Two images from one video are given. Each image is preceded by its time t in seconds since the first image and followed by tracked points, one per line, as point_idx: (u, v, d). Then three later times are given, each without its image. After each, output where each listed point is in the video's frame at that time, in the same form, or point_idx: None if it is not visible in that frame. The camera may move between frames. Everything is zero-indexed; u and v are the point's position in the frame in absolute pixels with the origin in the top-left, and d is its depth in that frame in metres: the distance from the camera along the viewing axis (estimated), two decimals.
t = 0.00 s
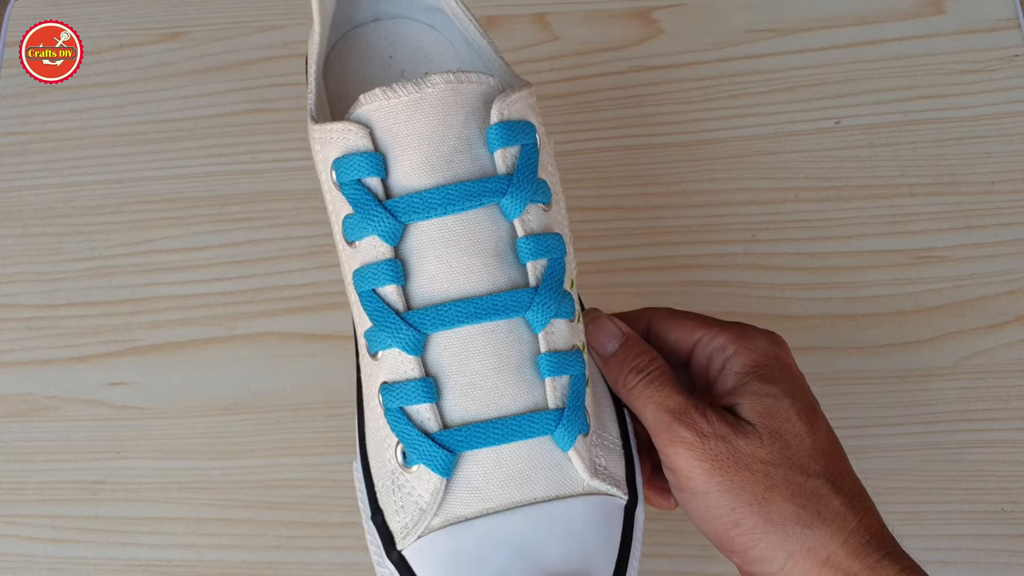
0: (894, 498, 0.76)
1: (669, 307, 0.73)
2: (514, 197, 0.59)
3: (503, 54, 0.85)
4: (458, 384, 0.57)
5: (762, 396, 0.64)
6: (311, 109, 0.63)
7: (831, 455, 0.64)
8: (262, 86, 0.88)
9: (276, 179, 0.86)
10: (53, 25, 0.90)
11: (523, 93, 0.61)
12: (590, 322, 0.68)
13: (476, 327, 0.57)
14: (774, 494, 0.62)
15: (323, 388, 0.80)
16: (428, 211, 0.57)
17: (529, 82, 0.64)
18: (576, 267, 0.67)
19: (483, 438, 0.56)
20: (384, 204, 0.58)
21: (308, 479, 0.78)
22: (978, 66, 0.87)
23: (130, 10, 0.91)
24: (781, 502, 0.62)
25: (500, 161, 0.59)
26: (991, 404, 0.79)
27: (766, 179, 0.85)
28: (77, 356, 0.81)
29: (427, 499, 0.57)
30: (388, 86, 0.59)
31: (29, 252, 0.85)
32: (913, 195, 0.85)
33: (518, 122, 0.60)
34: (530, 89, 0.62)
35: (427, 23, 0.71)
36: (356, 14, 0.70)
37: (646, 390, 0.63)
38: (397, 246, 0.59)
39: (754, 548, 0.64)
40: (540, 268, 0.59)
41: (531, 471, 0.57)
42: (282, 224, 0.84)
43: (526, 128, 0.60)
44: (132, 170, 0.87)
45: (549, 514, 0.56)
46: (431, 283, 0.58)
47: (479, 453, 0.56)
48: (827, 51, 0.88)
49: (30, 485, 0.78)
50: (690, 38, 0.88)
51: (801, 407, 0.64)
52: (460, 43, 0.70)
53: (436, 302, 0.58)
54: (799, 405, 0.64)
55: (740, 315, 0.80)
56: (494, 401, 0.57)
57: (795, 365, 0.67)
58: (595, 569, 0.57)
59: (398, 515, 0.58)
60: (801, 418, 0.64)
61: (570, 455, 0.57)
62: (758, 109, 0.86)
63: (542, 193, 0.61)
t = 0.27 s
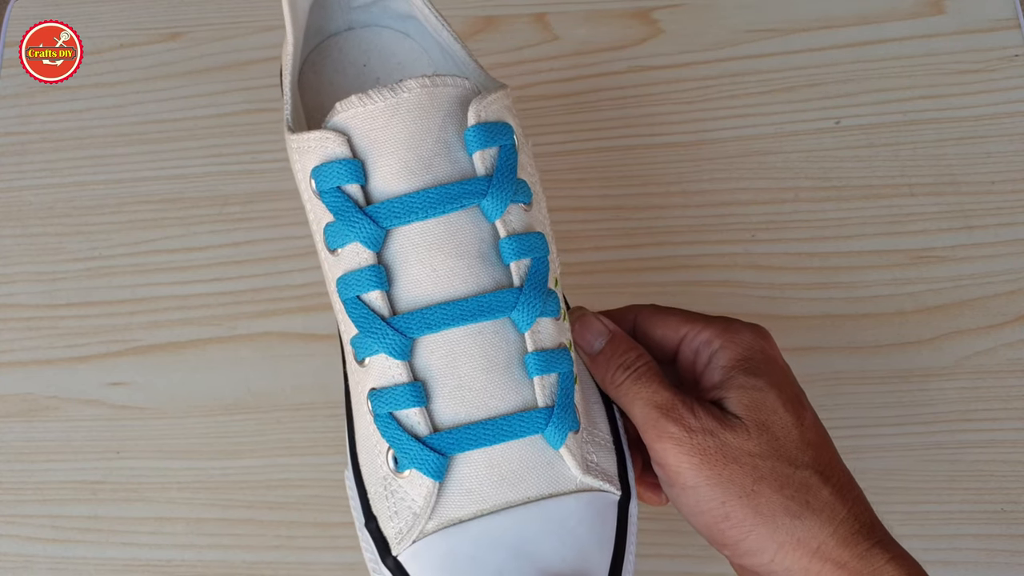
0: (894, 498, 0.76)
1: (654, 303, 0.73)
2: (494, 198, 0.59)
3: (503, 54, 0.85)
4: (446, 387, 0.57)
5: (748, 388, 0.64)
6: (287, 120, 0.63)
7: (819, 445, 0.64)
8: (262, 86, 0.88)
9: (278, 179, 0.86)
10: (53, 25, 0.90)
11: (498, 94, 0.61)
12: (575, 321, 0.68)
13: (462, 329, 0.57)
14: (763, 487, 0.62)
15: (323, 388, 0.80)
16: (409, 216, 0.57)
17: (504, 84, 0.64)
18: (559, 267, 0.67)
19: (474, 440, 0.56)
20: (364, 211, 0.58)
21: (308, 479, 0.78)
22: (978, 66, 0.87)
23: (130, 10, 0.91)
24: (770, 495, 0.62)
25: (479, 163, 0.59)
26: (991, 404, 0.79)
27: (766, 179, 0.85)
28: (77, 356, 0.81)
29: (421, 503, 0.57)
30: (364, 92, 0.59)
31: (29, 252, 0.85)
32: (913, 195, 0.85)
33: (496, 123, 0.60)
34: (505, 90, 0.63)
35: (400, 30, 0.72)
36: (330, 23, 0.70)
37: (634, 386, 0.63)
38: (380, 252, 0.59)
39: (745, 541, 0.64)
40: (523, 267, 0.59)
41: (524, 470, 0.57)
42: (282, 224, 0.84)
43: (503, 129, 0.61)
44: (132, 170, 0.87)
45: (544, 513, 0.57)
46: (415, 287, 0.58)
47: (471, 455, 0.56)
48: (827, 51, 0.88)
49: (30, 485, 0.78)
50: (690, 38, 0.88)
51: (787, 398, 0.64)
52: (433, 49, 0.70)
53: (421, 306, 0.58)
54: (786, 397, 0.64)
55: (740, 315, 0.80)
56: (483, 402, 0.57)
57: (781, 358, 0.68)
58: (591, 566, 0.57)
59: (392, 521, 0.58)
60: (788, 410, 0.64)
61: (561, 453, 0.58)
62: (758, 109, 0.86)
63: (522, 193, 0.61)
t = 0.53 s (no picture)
0: (894, 498, 0.76)
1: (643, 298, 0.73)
2: (482, 196, 0.59)
3: (503, 53, 0.85)
4: (441, 385, 0.57)
5: (737, 379, 0.64)
6: (273, 125, 0.63)
7: (809, 435, 0.64)
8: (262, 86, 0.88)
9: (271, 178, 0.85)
10: (53, 24, 0.90)
11: (482, 94, 0.61)
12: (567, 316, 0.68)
13: (454, 327, 0.57)
14: (753, 477, 0.62)
15: (324, 388, 0.80)
16: (398, 216, 0.57)
17: (488, 84, 0.64)
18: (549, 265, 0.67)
19: (469, 437, 0.56)
20: (353, 212, 0.58)
21: (308, 479, 0.78)
22: (978, 66, 0.87)
23: (131, 10, 0.91)
24: (761, 484, 0.62)
25: (465, 162, 0.60)
26: (991, 404, 0.79)
27: (766, 179, 0.85)
28: (76, 356, 0.81)
29: (418, 502, 0.57)
30: (349, 95, 0.59)
31: (29, 252, 0.85)
32: (914, 195, 0.85)
33: (481, 122, 0.61)
34: (489, 89, 0.63)
35: (383, 34, 0.72)
36: (312, 29, 0.70)
37: (625, 381, 0.63)
38: (370, 253, 0.59)
39: (737, 531, 0.64)
40: (513, 264, 0.60)
41: (520, 465, 0.57)
42: (282, 224, 0.84)
43: (489, 127, 0.61)
44: (132, 170, 0.87)
45: (540, 507, 0.57)
46: (406, 287, 0.58)
47: (467, 452, 0.56)
48: (828, 51, 0.88)
49: (30, 485, 0.78)
50: (690, 38, 0.88)
51: (777, 388, 0.64)
52: (416, 51, 0.70)
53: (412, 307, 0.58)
54: (775, 387, 0.64)
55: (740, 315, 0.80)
56: (476, 399, 0.57)
57: (769, 348, 0.68)
58: (589, 559, 0.57)
59: (391, 520, 0.58)
60: (777, 400, 0.64)
61: (556, 447, 0.58)
62: (758, 109, 0.86)
63: (510, 191, 0.61)
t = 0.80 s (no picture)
0: (894, 499, 0.76)
1: (638, 293, 0.73)
2: (473, 195, 0.59)
3: (503, 54, 0.85)
4: (438, 385, 0.57)
5: (733, 372, 0.64)
6: (261, 130, 0.63)
7: (806, 426, 0.64)
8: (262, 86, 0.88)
9: (268, 177, 0.85)
10: (53, 24, 0.90)
11: (468, 92, 0.61)
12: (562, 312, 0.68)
13: (450, 326, 0.57)
14: (752, 471, 0.62)
15: (324, 388, 0.80)
16: (390, 217, 0.57)
17: (472, 82, 0.64)
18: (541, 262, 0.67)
19: (469, 435, 0.56)
20: (344, 215, 0.58)
21: (308, 479, 0.78)
22: (978, 66, 0.87)
23: (131, 10, 0.91)
24: (759, 478, 0.62)
25: (454, 160, 0.60)
26: (991, 404, 0.79)
27: (766, 179, 0.85)
28: (76, 357, 0.81)
29: (419, 502, 0.57)
30: (335, 98, 0.59)
31: (29, 252, 0.85)
32: (914, 195, 0.85)
33: (469, 121, 0.61)
34: (475, 88, 0.63)
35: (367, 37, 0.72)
36: (296, 33, 0.70)
37: (622, 376, 0.63)
38: (363, 256, 0.59)
39: (736, 525, 0.64)
40: (506, 261, 0.60)
41: (520, 462, 0.57)
42: (282, 224, 0.84)
43: (477, 126, 0.61)
44: (132, 170, 0.87)
45: (542, 504, 0.57)
46: (399, 288, 0.58)
47: (467, 451, 0.56)
48: (828, 51, 0.88)
49: (30, 485, 0.78)
50: (690, 38, 0.88)
51: (773, 380, 0.64)
52: (401, 55, 0.70)
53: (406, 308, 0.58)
54: (772, 380, 0.64)
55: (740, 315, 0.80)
56: (474, 398, 0.57)
57: (765, 341, 0.68)
58: (591, 555, 0.58)
59: (393, 522, 0.58)
60: (774, 392, 0.64)
61: (556, 443, 0.58)
62: (758, 109, 0.86)
63: (500, 188, 0.61)
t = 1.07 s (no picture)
0: (895, 499, 0.76)
1: (638, 292, 0.73)
2: (474, 192, 0.59)
3: (503, 54, 0.85)
4: (440, 382, 0.57)
5: (733, 371, 0.64)
6: (261, 130, 0.63)
7: (806, 424, 0.64)
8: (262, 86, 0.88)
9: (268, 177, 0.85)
10: (53, 25, 0.90)
11: (469, 91, 0.61)
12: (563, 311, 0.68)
13: (451, 323, 0.57)
14: (753, 469, 0.62)
15: (323, 388, 0.80)
16: (391, 214, 0.57)
17: (474, 81, 0.64)
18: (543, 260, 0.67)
19: (471, 433, 0.56)
20: (346, 213, 0.58)
21: (308, 479, 0.78)
22: (978, 66, 0.87)
23: (130, 10, 0.91)
24: (761, 476, 0.62)
25: (456, 158, 0.60)
26: (991, 404, 0.79)
27: (766, 179, 0.85)
28: (77, 356, 0.81)
29: (421, 499, 0.56)
30: (337, 95, 0.59)
31: (29, 252, 0.85)
32: (914, 195, 0.85)
33: (470, 119, 0.61)
34: (476, 86, 0.63)
35: (366, 37, 0.72)
36: (295, 35, 0.70)
37: (622, 375, 0.63)
38: (364, 253, 0.59)
39: (737, 523, 0.64)
40: (507, 259, 0.60)
41: (522, 459, 0.57)
42: (282, 224, 0.84)
43: (478, 124, 0.61)
44: (132, 169, 0.87)
45: (543, 501, 0.57)
46: (401, 285, 0.58)
47: (468, 448, 0.56)
48: (828, 51, 0.88)
49: (30, 485, 0.78)
50: (690, 38, 0.88)
51: (773, 378, 0.64)
52: (401, 54, 0.70)
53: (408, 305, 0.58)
54: (771, 377, 0.64)
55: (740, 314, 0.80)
56: (475, 395, 0.57)
57: (764, 338, 0.68)
58: (594, 551, 0.58)
59: (394, 520, 0.58)
60: (774, 389, 0.64)
61: (557, 439, 0.58)
62: (758, 109, 0.86)
63: (501, 186, 0.61)
